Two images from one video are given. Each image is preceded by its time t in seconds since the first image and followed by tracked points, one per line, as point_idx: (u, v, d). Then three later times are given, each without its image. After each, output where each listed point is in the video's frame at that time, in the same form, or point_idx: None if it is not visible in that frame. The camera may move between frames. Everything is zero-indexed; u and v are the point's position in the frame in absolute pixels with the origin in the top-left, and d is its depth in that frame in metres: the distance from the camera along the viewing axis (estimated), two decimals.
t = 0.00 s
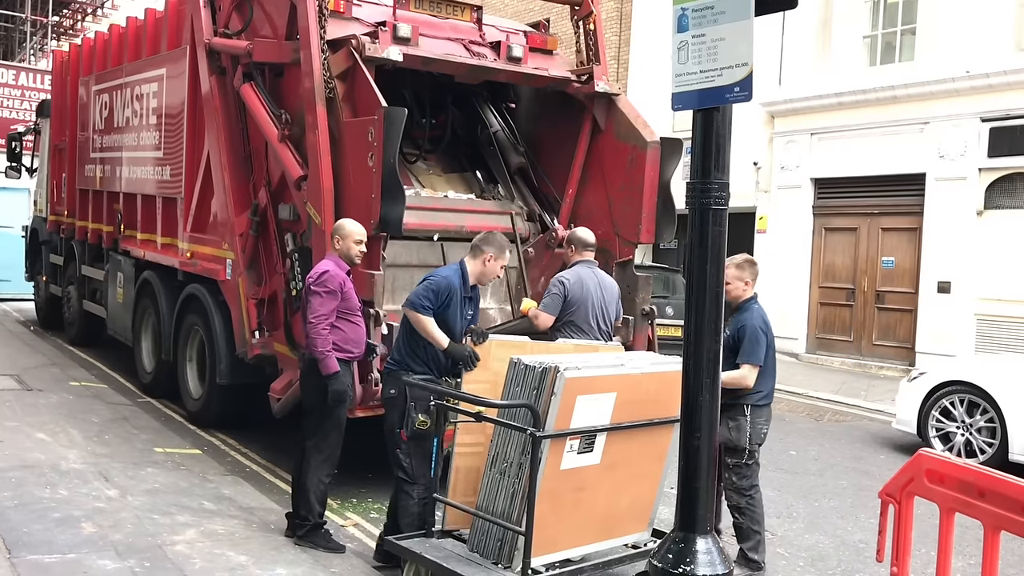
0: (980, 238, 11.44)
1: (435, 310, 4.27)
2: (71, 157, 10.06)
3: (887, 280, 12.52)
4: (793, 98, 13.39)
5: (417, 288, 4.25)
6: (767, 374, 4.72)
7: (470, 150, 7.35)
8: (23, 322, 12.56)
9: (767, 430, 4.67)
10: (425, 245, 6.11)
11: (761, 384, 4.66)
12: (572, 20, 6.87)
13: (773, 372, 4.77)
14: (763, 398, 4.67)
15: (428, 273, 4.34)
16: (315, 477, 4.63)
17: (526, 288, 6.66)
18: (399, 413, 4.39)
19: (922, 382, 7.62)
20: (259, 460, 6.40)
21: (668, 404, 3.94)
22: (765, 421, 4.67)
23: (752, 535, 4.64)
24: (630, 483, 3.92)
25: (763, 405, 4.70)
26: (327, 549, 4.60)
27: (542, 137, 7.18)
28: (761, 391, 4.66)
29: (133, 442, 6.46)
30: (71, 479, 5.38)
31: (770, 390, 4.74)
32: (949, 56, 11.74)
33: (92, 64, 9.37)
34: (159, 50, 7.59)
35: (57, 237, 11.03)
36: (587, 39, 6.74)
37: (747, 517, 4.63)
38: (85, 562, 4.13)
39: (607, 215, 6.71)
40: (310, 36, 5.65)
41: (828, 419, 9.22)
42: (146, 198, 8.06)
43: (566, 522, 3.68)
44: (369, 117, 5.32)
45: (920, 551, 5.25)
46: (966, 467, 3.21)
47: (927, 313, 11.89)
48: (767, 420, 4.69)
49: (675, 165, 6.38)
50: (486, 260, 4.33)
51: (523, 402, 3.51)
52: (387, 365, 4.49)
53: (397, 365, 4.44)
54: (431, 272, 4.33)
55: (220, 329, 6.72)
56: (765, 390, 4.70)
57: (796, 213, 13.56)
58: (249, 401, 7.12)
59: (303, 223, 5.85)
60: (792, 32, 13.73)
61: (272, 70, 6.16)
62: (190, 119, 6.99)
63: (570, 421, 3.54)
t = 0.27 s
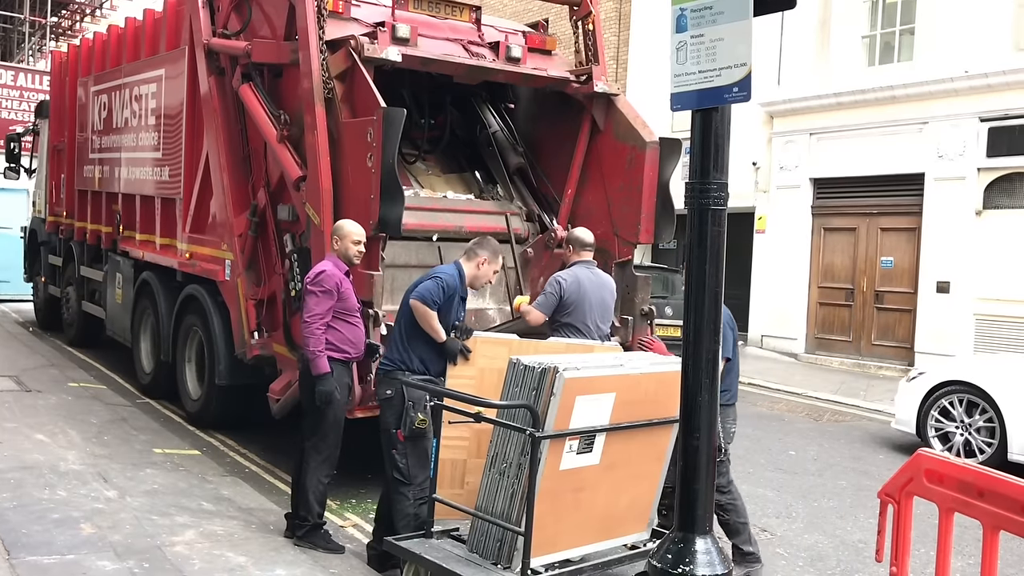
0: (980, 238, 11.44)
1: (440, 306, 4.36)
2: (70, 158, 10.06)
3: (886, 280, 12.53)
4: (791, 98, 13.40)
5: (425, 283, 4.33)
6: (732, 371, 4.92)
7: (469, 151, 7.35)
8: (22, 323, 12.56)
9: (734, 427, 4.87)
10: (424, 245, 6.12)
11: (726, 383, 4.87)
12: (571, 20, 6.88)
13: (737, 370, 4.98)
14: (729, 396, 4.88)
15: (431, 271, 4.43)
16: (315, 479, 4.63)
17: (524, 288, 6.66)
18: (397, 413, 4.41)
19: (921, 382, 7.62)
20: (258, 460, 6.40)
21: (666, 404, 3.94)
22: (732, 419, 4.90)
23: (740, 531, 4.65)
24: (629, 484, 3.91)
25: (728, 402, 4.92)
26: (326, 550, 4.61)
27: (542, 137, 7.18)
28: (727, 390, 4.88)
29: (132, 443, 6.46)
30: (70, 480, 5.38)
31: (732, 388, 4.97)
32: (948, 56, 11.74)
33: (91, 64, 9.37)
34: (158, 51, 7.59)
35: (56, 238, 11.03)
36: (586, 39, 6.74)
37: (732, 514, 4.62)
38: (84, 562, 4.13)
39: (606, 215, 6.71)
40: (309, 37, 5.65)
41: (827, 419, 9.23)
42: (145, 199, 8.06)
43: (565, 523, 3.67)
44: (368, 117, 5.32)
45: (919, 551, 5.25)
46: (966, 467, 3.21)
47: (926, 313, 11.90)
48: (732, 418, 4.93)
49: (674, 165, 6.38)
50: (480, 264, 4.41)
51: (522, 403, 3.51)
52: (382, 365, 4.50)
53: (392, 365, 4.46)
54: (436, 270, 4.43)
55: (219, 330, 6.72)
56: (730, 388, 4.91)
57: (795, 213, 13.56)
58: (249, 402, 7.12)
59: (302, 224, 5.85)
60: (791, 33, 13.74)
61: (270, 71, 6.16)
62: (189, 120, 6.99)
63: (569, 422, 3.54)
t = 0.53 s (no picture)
0: (980, 237, 11.44)
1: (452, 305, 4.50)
2: (71, 159, 10.06)
3: (887, 279, 12.53)
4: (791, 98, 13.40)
5: (444, 285, 4.43)
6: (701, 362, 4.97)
7: (469, 151, 7.35)
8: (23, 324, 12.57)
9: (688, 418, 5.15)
10: (424, 245, 6.09)
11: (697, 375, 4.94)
12: (571, 20, 6.88)
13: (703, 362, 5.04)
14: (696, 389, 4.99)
15: (440, 271, 4.51)
16: (316, 478, 4.63)
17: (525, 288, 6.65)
18: (403, 410, 4.43)
19: (921, 381, 7.62)
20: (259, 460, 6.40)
21: (667, 404, 3.94)
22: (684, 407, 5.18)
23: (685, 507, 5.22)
24: (630, 483, 3.91)
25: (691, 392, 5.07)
26: (327, 550, 4.61)
27: (542, 137, 7.18)
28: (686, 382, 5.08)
29: (132, 443, 6.46)
30: (71, 480, 5.38)
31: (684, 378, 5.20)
32: (949, 55, 11.74)
33: (90, 65, 9.37)
34: (158, 51, 7.59)
35: (56, 238, 11.04)
36: (586, 39, 6.75)
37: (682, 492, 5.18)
38: (85, 563, 4.13)
39: (606, 216, 6.71)
40: (309, 38, 5.66)
41: (827, 418, 9.24)
42: (145, 200, 8.06)
43: (565, 523, 3.67)
44: (368, 118, 5.32)
45: (919, 550, 5.25)
46: (966, 466, 3.21)
47: (927, 312, 11.90)
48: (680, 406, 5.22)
49: (674, 165, 6.38)
50: (466, 263, 4.62)
51: (522, 402, 3.51)
52: (381, 366, 4.50)
53: (395, 365, 4.49)
54: (445, 270, 4.52)
55: (220, 331, 6.72)
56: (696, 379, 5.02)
57: (795, 212, 13.56)
58: (249, 402, 7.12)
59: (302, 224, 5.85)
60: (791, 32, 13.74)
61: (271, 71, 6.16)
62: (189, 120, 6.99)
63: (569, 422, 3.54)
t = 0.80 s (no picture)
0: (982, 237, 11.42)
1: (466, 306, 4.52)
2: (73, 160, 10.07)
3: (889, 279, 12.51)
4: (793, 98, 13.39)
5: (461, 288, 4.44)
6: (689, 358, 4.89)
7: (471, 151, 7.36)
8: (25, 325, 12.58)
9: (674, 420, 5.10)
10: (426, 245, 6.09)
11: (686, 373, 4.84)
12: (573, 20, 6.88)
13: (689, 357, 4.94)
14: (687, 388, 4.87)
15: (452, 273, 4.49)
16: (319, 479, 4.63)
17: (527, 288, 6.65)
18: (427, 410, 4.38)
19: (924, 381, 7.61)
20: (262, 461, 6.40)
21: (670, 404, 3.93)
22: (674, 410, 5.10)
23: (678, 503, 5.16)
24: (633, 483, 3.91)
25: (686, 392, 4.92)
26: (329, 550, 4.60)
27: (544, 137, 7.18)
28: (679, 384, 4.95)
29: (135, 444, 6.46)
30: (74, 481, 5.38)
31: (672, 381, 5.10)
32: (951, 55, 11.73)
33: (93, 66, 9.37)
34: (160, 52, 7.59)
35: (58, 239, 11.04)
36: (588, 39, 6.74)
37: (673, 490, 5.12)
38: (87, 564, 4.13)
39: (609, 216, 6.71)
40: (311, 38, 5.65)
41: (829, 418, 9.23)
42: (148, 201, 8.06)
43: (569, 523, 3.68)
44: (370, 118, 5.31)
45: (923, 550, 5.24)
46: (970, 466, 3.20)
47: (929, 312, 11.89)
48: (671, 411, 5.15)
49: (676, 165, 6.40)
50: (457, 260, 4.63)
51: (525, 403, 3.50)
52: (402, 367, 4.40)
53: (417, 366, 4.40)
54: (455, 271, 4.50)
55: (222, 331, 6.72)
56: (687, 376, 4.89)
57: (797, 212, 13.55)
58: (252, 403, 7.12)
59: (304, 225, 5.85)
60: (792, 32, 13.73)
61: (273, 72, 6.16)
62: (191, 121, 7.00)
63: (572, 422, 3.54)
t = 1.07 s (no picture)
0: (987, 238, 11.40)
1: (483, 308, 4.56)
2: (77, 164, 10.09)
3: (893, 281, 12.50)
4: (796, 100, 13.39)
5: (477, 291, 4.46)
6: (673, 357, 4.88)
7: (474, 154, 7.36)
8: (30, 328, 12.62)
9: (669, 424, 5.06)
10: (429, 248, 6.10)
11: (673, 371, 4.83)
12: (576, 23, 6.88)
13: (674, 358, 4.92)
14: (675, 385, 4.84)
15: (466, 275, 4.50)
16: (323, 480, 4.64)
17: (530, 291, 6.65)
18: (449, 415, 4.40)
19: (929, 383, 7.59)
20: (267, 465, 6.40)
21: (674, 406, 3.93)
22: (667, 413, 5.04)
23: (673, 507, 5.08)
24: (637, 486, 3.91)
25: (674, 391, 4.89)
26: (333, 553, 4.60)
27: (547, 140, 7.18)
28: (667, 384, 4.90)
29: (139, 447, 6.47)
30: (78, 484, 5.39)
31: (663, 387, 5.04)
32: (955, 56, 11.71)
33: (97, 70, 9.40)
34: (164, 56, 7.61)
35: (63, 243, 11.07)
36: (591, 42, 6.75)
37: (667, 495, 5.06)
38: (92, 567, 4.14)
39: (612, 218, 6.72)
40: (314, 41, 5.65)
41: (834, 420, 9.22)
42: (152, 204, 8.08)
43: (573, 526, 3.68)
44: (374, 121, 5.32)
45: (927, 552, 5.23)
46: (974, 468, 3.20)
47: (933, 314, 11.87)
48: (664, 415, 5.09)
49: (679, 168, 6.41)
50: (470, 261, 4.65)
51: (529, 405, 3.51)
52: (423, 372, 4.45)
53: (438, 370, 4.46)
54: (470, 274, 4.52)
55: (226, 335, 6.73)
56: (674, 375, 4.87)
57: (800, 214, 13.55)
58: (256, 406, 7.13)
59: (308, 228, 5.86)
60: (795, 34, 13.73)
61: (276, 76, 6.17)
62: (195, 125, 7.01)
63: (575, 425, 3.54)
